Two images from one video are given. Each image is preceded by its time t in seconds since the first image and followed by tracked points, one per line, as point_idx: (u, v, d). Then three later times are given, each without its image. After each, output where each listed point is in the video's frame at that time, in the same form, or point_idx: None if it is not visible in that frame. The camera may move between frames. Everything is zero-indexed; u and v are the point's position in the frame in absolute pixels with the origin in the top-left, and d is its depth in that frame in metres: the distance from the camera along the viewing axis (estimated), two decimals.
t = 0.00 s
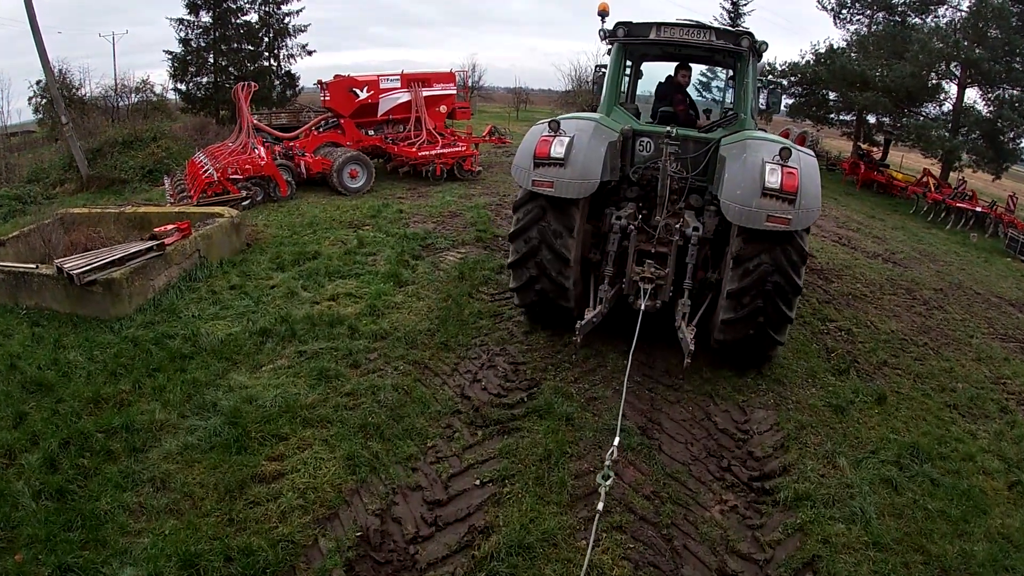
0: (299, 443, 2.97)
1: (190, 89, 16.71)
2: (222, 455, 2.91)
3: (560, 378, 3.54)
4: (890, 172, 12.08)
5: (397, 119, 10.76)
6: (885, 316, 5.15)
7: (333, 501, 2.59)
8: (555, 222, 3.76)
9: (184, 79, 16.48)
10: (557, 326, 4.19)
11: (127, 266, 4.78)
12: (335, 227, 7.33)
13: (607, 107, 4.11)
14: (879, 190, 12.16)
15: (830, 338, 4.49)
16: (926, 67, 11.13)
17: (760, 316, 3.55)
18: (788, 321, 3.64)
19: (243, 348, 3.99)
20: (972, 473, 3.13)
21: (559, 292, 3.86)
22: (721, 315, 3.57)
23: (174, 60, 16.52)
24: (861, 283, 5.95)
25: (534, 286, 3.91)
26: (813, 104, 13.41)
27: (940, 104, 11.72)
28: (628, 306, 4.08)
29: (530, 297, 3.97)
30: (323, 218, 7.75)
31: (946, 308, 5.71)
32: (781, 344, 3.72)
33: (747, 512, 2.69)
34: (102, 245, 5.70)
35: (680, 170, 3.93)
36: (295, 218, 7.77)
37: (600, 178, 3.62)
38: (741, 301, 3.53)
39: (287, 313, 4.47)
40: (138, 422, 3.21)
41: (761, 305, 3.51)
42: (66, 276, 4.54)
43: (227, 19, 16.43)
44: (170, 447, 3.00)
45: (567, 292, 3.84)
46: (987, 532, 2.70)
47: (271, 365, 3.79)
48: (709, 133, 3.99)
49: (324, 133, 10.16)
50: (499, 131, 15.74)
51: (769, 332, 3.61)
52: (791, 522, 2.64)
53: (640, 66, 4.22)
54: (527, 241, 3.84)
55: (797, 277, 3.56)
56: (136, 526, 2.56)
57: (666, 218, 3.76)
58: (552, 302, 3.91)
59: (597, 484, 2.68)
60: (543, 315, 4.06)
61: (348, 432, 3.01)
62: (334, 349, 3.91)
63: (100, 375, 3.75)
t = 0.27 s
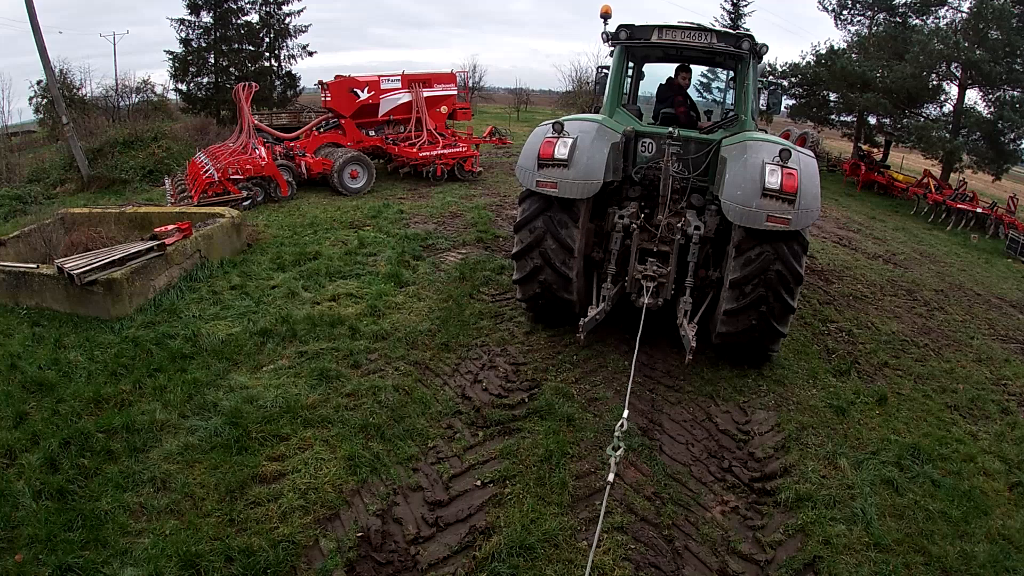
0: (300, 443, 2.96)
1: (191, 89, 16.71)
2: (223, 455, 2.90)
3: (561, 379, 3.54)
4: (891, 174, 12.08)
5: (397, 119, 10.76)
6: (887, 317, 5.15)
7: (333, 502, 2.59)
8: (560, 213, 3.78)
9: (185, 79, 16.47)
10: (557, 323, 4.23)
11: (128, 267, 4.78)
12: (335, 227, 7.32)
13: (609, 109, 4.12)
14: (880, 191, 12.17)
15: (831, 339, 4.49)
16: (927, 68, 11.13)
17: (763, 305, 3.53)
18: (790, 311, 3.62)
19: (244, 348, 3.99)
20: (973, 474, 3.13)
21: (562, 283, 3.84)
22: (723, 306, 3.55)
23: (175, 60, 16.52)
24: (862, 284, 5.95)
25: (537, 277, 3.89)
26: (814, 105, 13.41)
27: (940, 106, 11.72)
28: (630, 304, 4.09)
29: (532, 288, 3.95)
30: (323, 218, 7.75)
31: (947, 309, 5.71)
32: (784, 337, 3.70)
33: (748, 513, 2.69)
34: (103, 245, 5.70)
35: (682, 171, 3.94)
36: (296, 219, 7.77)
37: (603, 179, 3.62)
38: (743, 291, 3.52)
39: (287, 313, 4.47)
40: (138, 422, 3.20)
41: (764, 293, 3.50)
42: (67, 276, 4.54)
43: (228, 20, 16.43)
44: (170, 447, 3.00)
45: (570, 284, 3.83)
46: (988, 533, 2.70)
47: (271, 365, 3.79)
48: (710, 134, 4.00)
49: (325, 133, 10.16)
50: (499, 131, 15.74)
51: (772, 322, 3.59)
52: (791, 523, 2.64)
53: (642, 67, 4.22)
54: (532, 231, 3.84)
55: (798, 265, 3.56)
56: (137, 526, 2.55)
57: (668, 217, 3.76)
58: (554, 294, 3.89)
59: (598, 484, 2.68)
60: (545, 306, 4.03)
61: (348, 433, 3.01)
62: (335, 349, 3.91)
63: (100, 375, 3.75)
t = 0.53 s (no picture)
0: (294, 445, 2.96)
1: (189, 90, 16.68)
2: (217, 456, 2.90)
3: (557, 380, 3.53)
4: (889, 174, 12.09)
5: (395, 120, 10.75)
6: (883, 318, 5.15)
7: (326, 504, 2.58)
8: (558, 208, 3.76)
9: (183, 80, 16.43)
10: (554, 323, 4.23)
11: (125, 267, 4.77)
12: (333, 228, 7.32)
13: (607, 108, 4.11)
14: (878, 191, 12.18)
15: (827, 340, 4.48)
16: (925, 68, 11.14)
17: (760, 298, 3.51)
18: (787, 306, 3.60)
19: (239, 349, 3.99)
20: (970, 477, 3.12)
21: (560, 278, 3.81)
22: (720, 301, 3.53)
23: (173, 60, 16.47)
24: (859, 285, 5.95)
25: (534, 273, 3.86)
26: (812, 105, 13.41)
27: (938, 106, 11.72)
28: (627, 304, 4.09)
29: (528, 284, 3.91)
30: (321, 219, 7.75)
31: (944, 310, 5.70)
32: (780, 336, 3.70)
33: (743, 515, 2.68)
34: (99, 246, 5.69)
35: (679, 171, 3.93)
36: (294, 219, 7.76)
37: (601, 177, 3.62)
38: (739, 285, 3.51)
39: (283, 315, 4.46)
40: (134, 423, 3.20)
41: (761, 286, 3.48)
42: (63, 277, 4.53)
43: (227, 20, 16.41)
44: (165, 448, 2.99)
45: (568, 279, 3.80)
46: (983, 536, 2.69)
47: (267, 366, 3.78)
48: (707, 134, 3.99)
49: (323, 134, 10.16)
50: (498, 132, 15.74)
51: (769, 317, 3.57)
52: (786, 525, 2.63)
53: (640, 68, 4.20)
54: (530, 226, 3.82)
55: (795, 259, 3.55)
56: (132, 527, 2.55)
57: (665, 217, 3.76)
58: (552, 288, 3.84)
59: (593, 486, 2.68)
60: (541, 302, 4.00)
61: (343, 434, 3.01)
62: (330, 350, 3.91)
63: (96, 376, 3.74)
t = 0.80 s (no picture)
0: (294, 448, 2.95)
1: (188, 92, 16.64)
2: (217, 460, 2.89)
3: (558, 381, 3.52)
4: (888, 173, 12.09)
5: (394, 121, 10.74)
6: (884, 317, 5.14)
7: (327, 507, 2.57)
8: (559, 207, 3.75)
9: (181, 81, 16.40)
10: (554, 323, 4.22)
11: (124, 270, 4.75)
12: (332, 229, 7.30)
13: (607, 109, 4.10)
14: (877, 190, 12.17)
15: (828, 340, 4.47)
16: (923, 67, 11.14)
17: (761, 295, 3.49)
18: (788, 303, 3.59)
19: (239, 351, 3.97)
20: (973, 476, 3.11)
21: (561, 276, 3.79)
22: (721, 298, 3.52)
23: (171, 62, 16.43)
24: (859, 284, 5.94)
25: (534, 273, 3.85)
26: (812, 104, 13.41)
27: (937, 104, 11.72)
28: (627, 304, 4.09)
29: (529, 282, 3.88)
30: (320, 220, 7.73)
31: (944, 309, 5.70)
32: (780, 336, 3.69)
33: (745, 516, 2.67)
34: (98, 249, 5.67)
35: (679, 171, 3.92)
36: (293, 221, 7.75)
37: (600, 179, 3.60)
38: (740, 281, 3.49)
39: (282, 317, 4.45)
40: (133, 427, 3.18)
41: (761, 282, 3.47)
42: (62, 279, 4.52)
43: (225, 21, 16.38)
44: (165, 452, 2.98)
45: (568, 277, 3.78)
46: (986, 535, 2.68)
47: (267, 369, 3.77)
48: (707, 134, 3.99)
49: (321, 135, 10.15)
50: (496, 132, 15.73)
51: (770, 313, 3.55)
52: (789, 526, 2.62)
53: (640, 68, 4.19)
54: (530, 226, 3.81)
55: (795, 255, 3.54)
56: (131, 531, 2.53)
57: (665, 217, 3.75)
58: (552, 286, 3.81)
59: (594, 488, 2.67)
60: (541, 301, 3.98)
61: (343, 437, 3.00)
62: (330, 352, 3.90)
63: (96, 379, 3.72)
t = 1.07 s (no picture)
0: (293, 451, 2.93)
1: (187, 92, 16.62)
2: (215, 462, 2.87)
3: (558, 384, 3.51)
4: (888, 173, 12.08)
5: (393, 121, 10.72)
6: (884, 318, 5.13)
7: (326, 511, 2.56)
8: (560, 209, 3.74)
9: (181, 82, 16.38)
10: (554, 324, 4.21)
11: (122, 271, 4.74)
12: (331, 230, 7.29)
13: (607, 110, 4.08)
14: (877, 190, 12.17)
15: (829, 341, 4.46)
16: (923, 68, 11.13)
17: (762, 293, 3.48)
18: (790, 302, 3.58)
19: (238, 353, 3.96)
20: (974, 478, 3.09)
21: (561, 276, 3.77)
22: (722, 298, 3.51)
23: (170, 62, 16.40)
24: (859, 285, 5.93)
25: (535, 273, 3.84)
26: (811, 105, 13.40)
27: (937, 105, 11.72)
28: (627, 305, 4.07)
29: (529, 281, 3.87)
30: (320, 221, 7.72)
31: (945, 310, 5.69)
32: (781, 337, 3.68)
33: (746, 519, 2.66)
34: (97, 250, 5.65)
35: (680, 172, 3.91)
36: (293, 222, 7.74)
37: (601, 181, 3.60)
38: (741, 280, 3.49)
39: (281, 318, 4.43)
40: (132, 429, 3.17)
41: (763, 281, 3.46)
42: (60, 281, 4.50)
43: (224, 22, 16.36)
44: (163, 454, 2.96)
45: (569, 277, 3.76)
46: (988, 537, 2.67)
47: (266, 371, 3.76)
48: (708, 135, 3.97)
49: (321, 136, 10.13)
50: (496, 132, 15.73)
51: (771, 313, 3.54)
52: (790, 529, 2.61)
53: (640, 69, 4.18)
54: (531, 225, 3.80)
55: (796, 254, 3.54)
56: (130, 534, 2.52)
57: (666, 218, 3.74)
58: (553, 285, 3.80)
59: (595, 490, 2.66)
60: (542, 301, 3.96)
61: (342, 439, 2.99)
62: (329, 354, 3.88)
63: (94, 381, 3.71)
